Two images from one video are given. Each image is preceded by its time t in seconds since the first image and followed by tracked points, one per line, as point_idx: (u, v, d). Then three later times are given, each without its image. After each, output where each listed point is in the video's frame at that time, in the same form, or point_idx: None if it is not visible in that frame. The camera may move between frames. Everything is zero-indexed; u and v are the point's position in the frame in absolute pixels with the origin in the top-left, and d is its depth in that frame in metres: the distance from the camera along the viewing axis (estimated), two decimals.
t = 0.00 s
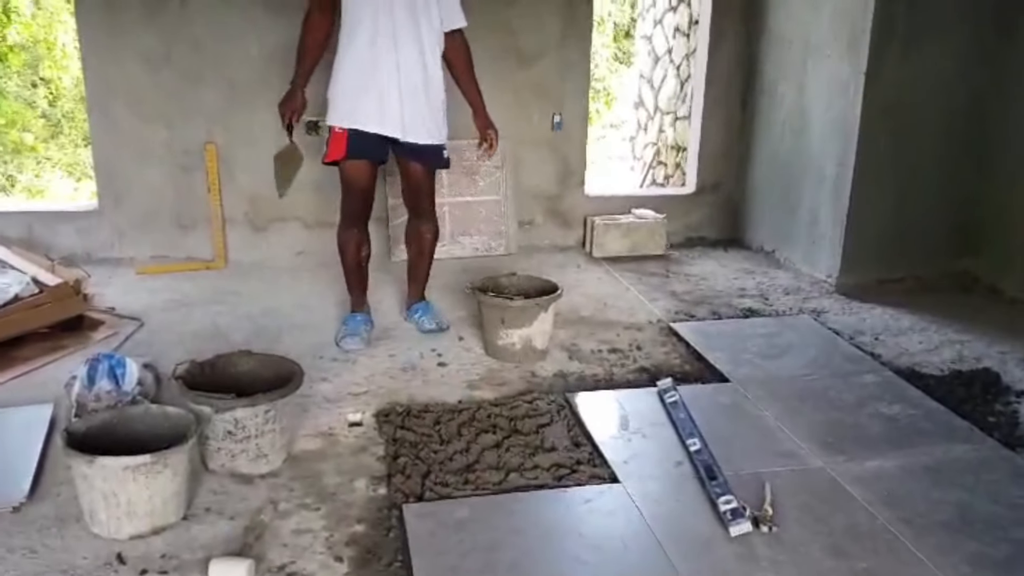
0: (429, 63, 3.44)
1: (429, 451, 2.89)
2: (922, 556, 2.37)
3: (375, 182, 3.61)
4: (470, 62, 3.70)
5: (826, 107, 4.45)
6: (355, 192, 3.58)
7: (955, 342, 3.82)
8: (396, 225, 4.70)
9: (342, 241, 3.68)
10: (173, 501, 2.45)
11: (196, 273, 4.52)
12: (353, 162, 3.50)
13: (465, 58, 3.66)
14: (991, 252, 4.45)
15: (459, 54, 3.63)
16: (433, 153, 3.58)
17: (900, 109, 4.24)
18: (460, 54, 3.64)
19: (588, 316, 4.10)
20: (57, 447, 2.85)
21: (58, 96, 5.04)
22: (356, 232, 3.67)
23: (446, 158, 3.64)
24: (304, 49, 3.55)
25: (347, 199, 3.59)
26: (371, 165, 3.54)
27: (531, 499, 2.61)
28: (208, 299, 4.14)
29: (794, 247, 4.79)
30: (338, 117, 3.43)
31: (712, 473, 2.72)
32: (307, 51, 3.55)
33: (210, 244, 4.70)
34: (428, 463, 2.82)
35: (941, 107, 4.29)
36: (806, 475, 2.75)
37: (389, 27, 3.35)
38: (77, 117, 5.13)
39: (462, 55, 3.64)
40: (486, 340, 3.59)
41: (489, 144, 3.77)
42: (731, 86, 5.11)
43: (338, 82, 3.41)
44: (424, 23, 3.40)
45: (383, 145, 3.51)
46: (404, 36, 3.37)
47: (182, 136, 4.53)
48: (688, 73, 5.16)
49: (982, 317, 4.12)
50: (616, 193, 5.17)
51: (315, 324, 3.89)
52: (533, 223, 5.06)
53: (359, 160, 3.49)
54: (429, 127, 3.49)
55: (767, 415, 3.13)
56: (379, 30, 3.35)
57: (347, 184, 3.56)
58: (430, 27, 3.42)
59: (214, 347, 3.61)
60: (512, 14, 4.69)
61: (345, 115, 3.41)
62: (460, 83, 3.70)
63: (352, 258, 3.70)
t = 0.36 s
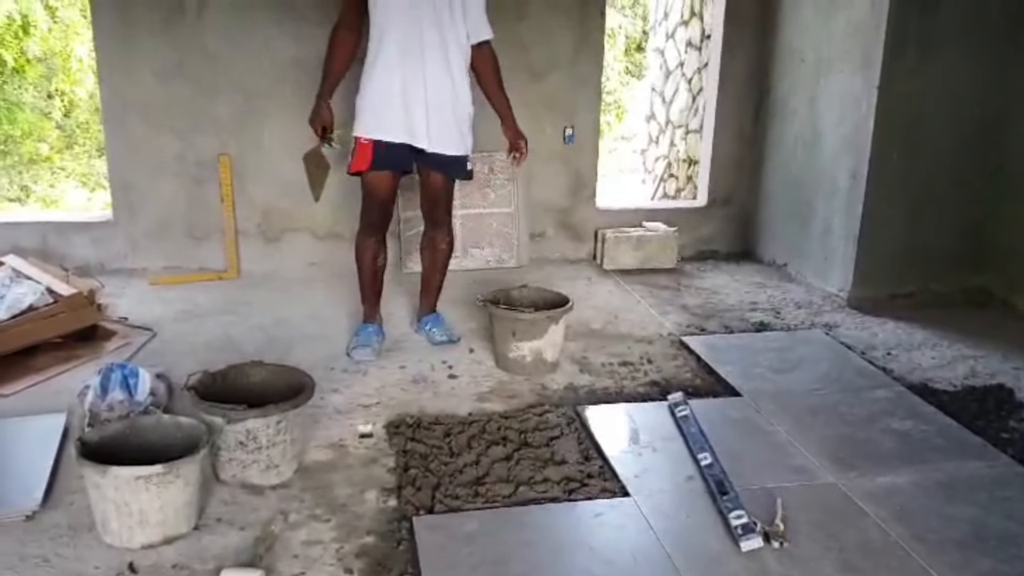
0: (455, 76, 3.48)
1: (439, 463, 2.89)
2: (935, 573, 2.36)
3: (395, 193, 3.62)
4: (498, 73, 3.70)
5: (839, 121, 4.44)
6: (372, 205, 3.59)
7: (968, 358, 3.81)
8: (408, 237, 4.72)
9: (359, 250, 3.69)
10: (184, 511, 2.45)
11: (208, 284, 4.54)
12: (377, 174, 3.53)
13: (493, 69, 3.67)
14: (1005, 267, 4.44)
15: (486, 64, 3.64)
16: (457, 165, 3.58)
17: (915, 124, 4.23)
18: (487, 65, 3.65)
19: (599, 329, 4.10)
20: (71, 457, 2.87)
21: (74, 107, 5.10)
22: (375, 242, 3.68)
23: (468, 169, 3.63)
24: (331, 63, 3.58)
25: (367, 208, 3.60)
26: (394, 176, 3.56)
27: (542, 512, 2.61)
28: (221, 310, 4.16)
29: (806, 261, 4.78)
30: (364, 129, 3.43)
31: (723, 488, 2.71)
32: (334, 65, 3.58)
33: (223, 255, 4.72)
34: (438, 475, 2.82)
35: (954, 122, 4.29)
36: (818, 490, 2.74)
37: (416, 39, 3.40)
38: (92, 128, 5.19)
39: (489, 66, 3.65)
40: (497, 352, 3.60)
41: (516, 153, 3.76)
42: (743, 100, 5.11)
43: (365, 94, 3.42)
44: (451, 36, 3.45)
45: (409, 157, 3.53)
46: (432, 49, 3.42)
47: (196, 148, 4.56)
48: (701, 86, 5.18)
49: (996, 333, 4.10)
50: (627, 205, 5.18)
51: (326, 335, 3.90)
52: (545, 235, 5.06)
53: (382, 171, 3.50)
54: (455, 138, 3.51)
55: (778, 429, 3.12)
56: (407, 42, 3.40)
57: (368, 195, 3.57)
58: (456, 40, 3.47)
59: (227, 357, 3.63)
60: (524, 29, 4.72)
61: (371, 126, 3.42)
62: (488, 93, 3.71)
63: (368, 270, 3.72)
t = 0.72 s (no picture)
0: (463, 97, 3.48)
1: (449, 483, 2.88)
2: None
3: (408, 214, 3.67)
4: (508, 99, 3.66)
5: (847, 139, 4.45)
6: (385, 224, 3.64)
7: (980, 376, 3.78)
8: (417, 257, 4.73)
9: (371, 269, 3.71)
10: (195, 532, 2.45)
11: (219, 305, 4.56)
12: (389, 193, 3.58)
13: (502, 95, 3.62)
14: (1015, 284, 4.42)
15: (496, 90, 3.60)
16: (465, 186, 3.60)
17: (926, 139, 4.23)
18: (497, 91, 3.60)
19: (609, 348, 4.09)
20: (81, 476, 2.88)
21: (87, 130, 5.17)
22: (383, 261, 3.70)
23: (477, 191, 3.65)
24: (359, 82, 3.64)
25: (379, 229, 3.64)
26: (406, 195, 3.60)
27: (552, 532, 2.60)
28: (231, 330, 4.18)
29: (817, 279, 4.77)
30: (373, 147, 3.51)
31: (735, 508, 2.70)
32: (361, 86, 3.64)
33: (234, 276, 4.74)
34: (448, 496, 2.82)
35: (962, 140, 4.29)
36: (830, 510, 2.72)
37: (424, 60, 3.43)
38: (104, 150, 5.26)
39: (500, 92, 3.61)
40: (507, 371, 3.60)
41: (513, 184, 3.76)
42: (751, 118, 5.12)
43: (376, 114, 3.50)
44: (460, 57, 3.44)
45: (418, 177, 3.58)
46: (440, 70, 3.44)
47: (208, 169, 4.60)
48: (709, 106, 5.19)
49: (1008, 350, 4.08)
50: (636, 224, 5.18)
51: (337, 355, 3.91)
52: (554, 254, 5.07)
53: (393, 189, 3.56)
54: (462, 161, 3.53)
55: (790, 449, 3.11)
56: (415, 63, 3.44)
57: (381, 214, 3.62)
58: (465, 61, 3.46)
59: (237, 378, 3.63)
60: (532, 50, 4.74)
61: (380, 144, 3.49)
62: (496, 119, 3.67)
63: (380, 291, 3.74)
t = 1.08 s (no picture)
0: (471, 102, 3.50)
1: (465, 487, 2.89)
2: None
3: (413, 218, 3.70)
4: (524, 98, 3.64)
5: (868, 147, 4.43)
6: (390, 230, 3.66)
7: (999, 386, 3.76)
8: (434, 261, 4.75)
9: (377, 270, 3.74)
10: (213, 532, 2.47)
11: (237, 307, 4.59)
12: (394, 198, 3.61)
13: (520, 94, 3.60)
14: None
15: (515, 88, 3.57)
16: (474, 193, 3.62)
17: (949, 145, 4.22)
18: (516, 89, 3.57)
19: (625, 354, 4.09)
20: (103, 476, 2.91)
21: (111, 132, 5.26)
22: (390, 262, 3.72)
23: (487, 197, 3.66)
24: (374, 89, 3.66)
25: (386, 234, 3.67)
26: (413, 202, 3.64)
27: (568, 537, 2.61)
28: (250, 333, 4.21)
29: (835, 288, 4.76)
30: (382, 154, 3.56)
31: (751, 516, 2.69)
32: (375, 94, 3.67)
33: (252, 279, 4.77)
34: (464, 499, 2.83)
35: (982, 149, 4.29)
36: (847, 519, 2.72)
37: (432, 66, 3.46)
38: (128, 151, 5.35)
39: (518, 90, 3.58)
40: (523, 377, 3.60)
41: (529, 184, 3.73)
42: (770, 125, 5.12)
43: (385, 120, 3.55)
44: (467, 62, 3.47)
45: (427, 183, 3.61)
46: (447, 76, 3.47)
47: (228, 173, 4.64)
48: (728, 110, 5.29)
49: None
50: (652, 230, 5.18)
51: (353, 358, 3.93)
52: (570, 259, 5.07)
53: (400, 195, 3.60)
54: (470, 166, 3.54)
55: (807, 457, 3.10)
56: (423, 69, 3.47)
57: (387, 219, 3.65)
58: (473, 66, 3.48)
59: (255, 380, 3.66)
60: (551, 56, 4.76)
61: (388, 151, 3.54)
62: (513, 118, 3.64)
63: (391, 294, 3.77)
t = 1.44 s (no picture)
0: (463, 103, 3.48)
1: (486, 487, 2.89)
2: None
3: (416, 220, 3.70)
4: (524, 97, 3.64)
5: (893, 147, 4.38)
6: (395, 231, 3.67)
7: None
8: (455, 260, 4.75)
9: (391, 274, 3.75)
10: (235, 530, 2.48)
11: (259, 306, 4.61)
12: (392, 198, 3.61)
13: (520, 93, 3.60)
14: None
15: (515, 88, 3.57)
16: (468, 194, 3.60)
17: (975, 144, 4.17)
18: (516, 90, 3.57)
19: (646, 354, 4.08)
20: (127, 474, 2.92)
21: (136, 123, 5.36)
22: (402, 263, 3.73)
23: (481, 199, 3.64)
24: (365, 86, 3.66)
25: (398, 238, 3.67)
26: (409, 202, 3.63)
27: (589, 539, 2.59)
28: (272, 331, 4.23)
29: (859, 289, 4.71)
30: (374, 153, 3.57)
31: (774, 519, 2.67)
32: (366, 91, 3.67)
33: (274, 277, 4.79)
34: (485, 499, 2.82)
35: (1010, 148, 4.23)
36: (872, 523, 2.69)
37: (423, 65, 3.45)
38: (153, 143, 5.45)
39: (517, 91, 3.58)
40: (544, 377, 3.59)
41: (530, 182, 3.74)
42: (794, 124, 5.07)
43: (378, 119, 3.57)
44: (459, 62, 3.45)
45: (421, 184, 3.61)
46: (438, 76, 3.46)
47: (250, 172, 4.66)
48: (751, 110, 5.25)
49: None
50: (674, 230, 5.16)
51: (374, 357, 3.94)
52: (591, 259, 5.05)
53: (394, 196, 3.60)
54: (460, 167, 3.52)
55: (830, 460, 3.07)
56: (413, 68, 3.46)
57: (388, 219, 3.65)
58: (465, 67, 3.46)
59: (276, 379, 3.67)
60: (571, 55, 4.74)
61: (379, 150, 3.55)
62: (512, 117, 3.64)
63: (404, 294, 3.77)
